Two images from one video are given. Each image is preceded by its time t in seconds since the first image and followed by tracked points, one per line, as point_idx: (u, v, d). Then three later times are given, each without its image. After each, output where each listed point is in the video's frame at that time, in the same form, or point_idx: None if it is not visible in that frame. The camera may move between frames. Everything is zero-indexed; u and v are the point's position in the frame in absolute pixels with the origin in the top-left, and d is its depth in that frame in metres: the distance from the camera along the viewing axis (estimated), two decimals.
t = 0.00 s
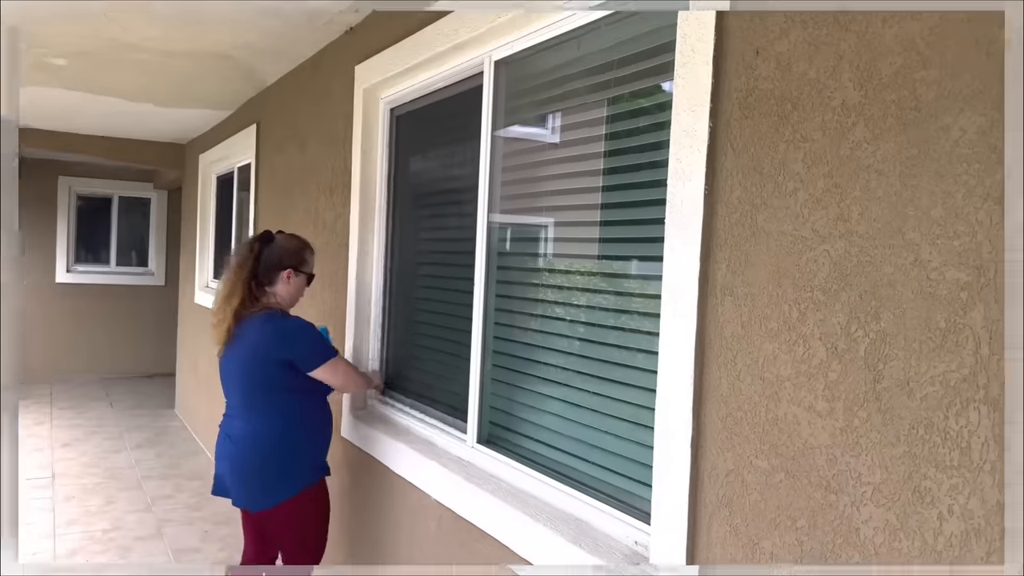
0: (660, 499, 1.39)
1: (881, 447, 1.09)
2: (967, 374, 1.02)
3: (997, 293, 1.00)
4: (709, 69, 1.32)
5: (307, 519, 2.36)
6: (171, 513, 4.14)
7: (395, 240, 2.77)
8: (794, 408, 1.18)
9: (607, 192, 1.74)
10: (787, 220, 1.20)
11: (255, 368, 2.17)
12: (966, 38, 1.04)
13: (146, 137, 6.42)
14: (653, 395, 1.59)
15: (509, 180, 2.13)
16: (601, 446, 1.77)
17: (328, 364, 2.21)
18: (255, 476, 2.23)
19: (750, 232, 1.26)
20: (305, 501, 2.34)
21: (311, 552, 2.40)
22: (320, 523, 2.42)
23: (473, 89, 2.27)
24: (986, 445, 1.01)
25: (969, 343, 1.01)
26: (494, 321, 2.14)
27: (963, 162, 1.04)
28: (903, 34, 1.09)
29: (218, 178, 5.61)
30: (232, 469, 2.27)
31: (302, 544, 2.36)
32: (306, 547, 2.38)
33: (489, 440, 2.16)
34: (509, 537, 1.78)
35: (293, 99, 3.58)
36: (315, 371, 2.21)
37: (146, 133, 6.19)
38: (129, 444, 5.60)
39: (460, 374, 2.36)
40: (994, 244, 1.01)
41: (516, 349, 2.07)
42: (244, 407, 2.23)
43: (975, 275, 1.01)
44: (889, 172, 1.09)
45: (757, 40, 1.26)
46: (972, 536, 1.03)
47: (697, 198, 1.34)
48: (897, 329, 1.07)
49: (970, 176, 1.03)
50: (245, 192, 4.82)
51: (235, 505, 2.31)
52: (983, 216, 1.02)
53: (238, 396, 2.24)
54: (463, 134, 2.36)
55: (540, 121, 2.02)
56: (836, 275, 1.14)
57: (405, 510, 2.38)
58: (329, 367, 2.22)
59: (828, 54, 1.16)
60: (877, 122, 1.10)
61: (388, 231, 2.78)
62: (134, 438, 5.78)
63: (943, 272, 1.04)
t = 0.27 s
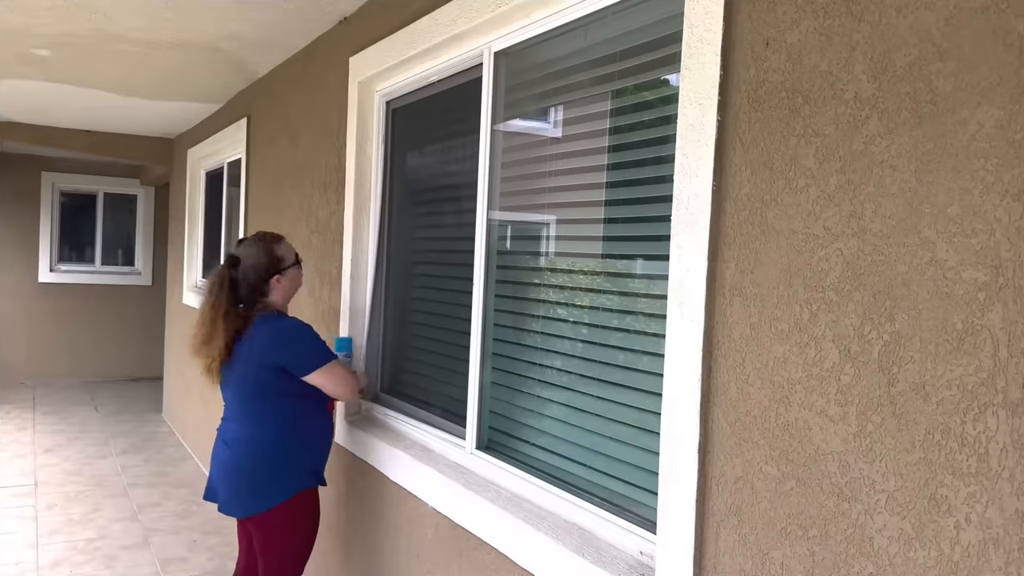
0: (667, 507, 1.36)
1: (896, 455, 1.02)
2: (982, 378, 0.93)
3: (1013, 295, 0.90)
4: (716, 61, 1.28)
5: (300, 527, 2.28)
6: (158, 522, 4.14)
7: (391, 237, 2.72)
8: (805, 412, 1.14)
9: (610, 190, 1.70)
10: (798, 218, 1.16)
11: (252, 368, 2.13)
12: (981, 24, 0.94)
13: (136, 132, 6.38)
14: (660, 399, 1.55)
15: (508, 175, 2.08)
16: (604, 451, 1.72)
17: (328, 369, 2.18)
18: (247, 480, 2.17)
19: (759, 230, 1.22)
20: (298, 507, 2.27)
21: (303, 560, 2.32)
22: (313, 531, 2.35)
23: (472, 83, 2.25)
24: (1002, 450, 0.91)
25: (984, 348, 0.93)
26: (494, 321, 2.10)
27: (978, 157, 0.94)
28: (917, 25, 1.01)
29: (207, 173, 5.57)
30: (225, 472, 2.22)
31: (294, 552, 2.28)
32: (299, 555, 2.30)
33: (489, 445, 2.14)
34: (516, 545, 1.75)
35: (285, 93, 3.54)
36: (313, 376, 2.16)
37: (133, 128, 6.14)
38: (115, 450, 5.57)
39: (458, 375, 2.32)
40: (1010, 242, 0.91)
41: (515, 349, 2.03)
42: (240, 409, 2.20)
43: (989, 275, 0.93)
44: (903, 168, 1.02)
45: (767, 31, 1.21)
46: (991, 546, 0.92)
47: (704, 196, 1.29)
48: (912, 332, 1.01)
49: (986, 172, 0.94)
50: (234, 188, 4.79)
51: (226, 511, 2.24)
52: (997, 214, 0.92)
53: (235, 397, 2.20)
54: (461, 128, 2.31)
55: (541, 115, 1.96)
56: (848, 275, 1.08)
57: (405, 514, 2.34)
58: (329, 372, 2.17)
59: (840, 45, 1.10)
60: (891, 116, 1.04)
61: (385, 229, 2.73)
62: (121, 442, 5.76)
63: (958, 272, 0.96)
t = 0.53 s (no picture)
0: (666, 508, 1.36)
1: (896, 455, 1.02)
2: (982, 378, 0.93)
3: (1013, 295, 0.90)
4: (716, 61, 1.28)
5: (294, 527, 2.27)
6: (158, 522, 4.14)
7: (391, 237, 2.72)
8: (805, 413, 1.14)
9: (610, 190, 1.70)
10: (798, 217, 1.16)
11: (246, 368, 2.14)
12: (981, 25, 0.94)
13: (136, 132, 6.38)
14: (660, 398, 1.56)
15: (508, 176, 2.08)
16: (604, 451, 1.72)
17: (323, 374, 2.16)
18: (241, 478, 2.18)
19: (759, 230, 1.22)
20: (292, 508, 2.26)
21: (298, 561, 2.31)
22: (307, 533, 2.33)
23: (472, 83, 2.24)
24: (1001, 450, 0.91)
25: (984, 347, 0.93)
26: (494, 322, 2.10)
27: (978, 158, 0.94)
28: (917, 25, 1.01)
29: (207, 173, 5.57)
30: (220, 470, 2.22)
31: (288, 553, 2.27)
32: (293, 555, 2.29)
33: (489, 445, 2.14)
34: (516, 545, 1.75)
35: (285, 93, 3.54)
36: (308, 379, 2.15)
37: (133, 128, 6.15)
38: (115, 450, 5.58)
39: (458, 375, 2.32)
40: (1010, 242, 0.91)
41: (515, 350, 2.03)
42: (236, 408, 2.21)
43: (989, 275, 0.93)
44: (903, 168, 1.02)
45: (768, 30, 1.21)
46: (991, 546, 0.92)
47: (704, 196, 1.29)
48: (912, 332, 1.01)
49: (986, 172, 0.94)
50: (234, 188, 4.79)
51: (219, 510, 2.24)
52: (997, 214, 0.92)
53: (231, 395, 2.21)
54: (461, 128, 2.31)
55: (541, 115, 1.96)
56: (848, 275, 1.08)
57: (405, 514, 2.34)
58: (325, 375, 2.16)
59: (839, 44, 1.10)
60: (891, 116, 1.04)
61: (385, 229, 2.73)
62: (121, 442, 5.76)
63: (958, 272, 0.96)
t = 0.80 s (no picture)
0: (666, 507, 1.36)
1: (896, 455, 1.02)
2: (982, 378, 0.93)
3: (1013, 295, 0.90)
4: (716, 61, 1.28)
5: (297, 528, 2.26)
6: (159, 522, 4.14)
7: (391, 237, 2.72)
8: (805, 413, 1.14)
9: (610, 190, 1.70)
10: (798, 218, 1.16)
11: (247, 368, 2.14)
12: (981, 25, 0.94)
13: (137, 132, 6.39)
14: (660, 398, 1.56)
15: (508, 176, 2.08)
16: (605, 451, 1.72)
17: (306, 385, 2.11)
18: (243, 479, 2.18)
19: (759, 230, 1.22)
20: (294, 508, 2.25)
21: (301, 561, 2.30)
22: (311, 534, 2.32)
23: (471, 84, 2.24)
24: (1001, 450, 0.91)
25: (984, 348, 0.93)
26: (494, 322, 2.10)
27: (978, 158, 0.94)
28: (917, 25, 1.01)
29: (207, 173, 5.57)
30: (223, 471, 2.22)
31: (290, 553, 2.26)
32: (296, 556, 2.28)
33: (489, 445, 2.14)
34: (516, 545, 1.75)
35: (285, 93, 3.54)
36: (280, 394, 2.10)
37: (133, 128, 6.15)
38: (115, 450, 5.57)
39: (458, 375, 2.32)
40: (1010, 242, 0.91)
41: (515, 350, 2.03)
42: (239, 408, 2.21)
43: (989, 275, 0.93)
44: (903, 168, 1.02)
45: (768, 30, 1.21)
46: (991, 546, 0.92)
47: (704, 196, 1.29)
48: (912, 332, 1.01)
49: (986, 172, 0.94)
50: (234, 188, 4.79)
51: (222, 510, 2.24)
52: (997, 214, 0.92)
53: (233, 396, 2.22)
54: (461, 128, 2.31)
55: (541, 115, 1.96)
56: (848, 275, 1.08)
57: (405, 515, 2.34)
58: (295, 395, 2.09)
59: (839, 44, 1.10)
60: (891, 116, 1.04)
61: (385, 229, 2.73)
62: (121, 442, 5.76)
63: (958, 272, 0.96)
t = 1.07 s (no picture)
0: (667, 507, 1.36)
1: (896, 454, 1.02)
2: (982, 378, 0.93)
3: (1013, 295, 0.90)
4: (716, 61, 1.28)
5: (302, 528, 2.26)
6: (159, 522, 4.14)
7: (391, 237, 2.72)
8: (805, 412, 1.14)
9: (610, 190, 1.70)
10: (798, 218, 1.16)
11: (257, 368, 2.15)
12: (981, 25, 0.94)
13: (137, 132, 6.39)
14: (660, 398, 1.56)
15: (508, 176, 2.08)
16: (605, 451, 1.72)
17: (314, 388, 2.12)
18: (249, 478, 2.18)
19: (759, 230, 1.22)
20: (300, 508, 2.25)
21: (305, 561, 2.30)
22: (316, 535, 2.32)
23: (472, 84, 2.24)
24: (1001, 450, 0.91)
25: (984, 348, 0.93)
26: (494, 321, 2.10)
27: (978, 157, 0.94)
28: (917, 25, 1.01)
29: (207, 173, 5.57)
30: (229, 471, 2.22)
31: (295, 553, 2.26)
32: (301, 556, 2.28)
33: (489, 445, 2.14)
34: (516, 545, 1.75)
35: (285, 93, 3.54)
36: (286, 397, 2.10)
37: (133, 128, 6.14)
38: (115, 449, 5.57)
39: (458, 375, 2.32)
40: (1010, 242, 0.91)
41: (515, 350, 2.03)
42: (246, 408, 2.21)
43: (989, 275, 0.93)
44: (903, 168, 1.02)
45: (767, 30, 1.21)
46: (991, 547, 0.92)
47: (704, 195, 1.29)
48: (912, 332, 1.01)
49: (986, 172, 0.94)
50: (234, 188, 4.79)
51: (228, 510, 2.24)
52: (997, 214, 0.92)
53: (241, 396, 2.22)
54: (461, 128, 2.32)
55: (541, 115, 1.96)
56: (848, 275, 1.08)
57: (405, 514, 2.34)
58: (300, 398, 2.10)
59: (840, 44, 1.10)
60: (891, 116, 1.04)
61: (385, 229, 2.73)
62: (121, 442, 5.76)
63: (958, 272, 0.96)
